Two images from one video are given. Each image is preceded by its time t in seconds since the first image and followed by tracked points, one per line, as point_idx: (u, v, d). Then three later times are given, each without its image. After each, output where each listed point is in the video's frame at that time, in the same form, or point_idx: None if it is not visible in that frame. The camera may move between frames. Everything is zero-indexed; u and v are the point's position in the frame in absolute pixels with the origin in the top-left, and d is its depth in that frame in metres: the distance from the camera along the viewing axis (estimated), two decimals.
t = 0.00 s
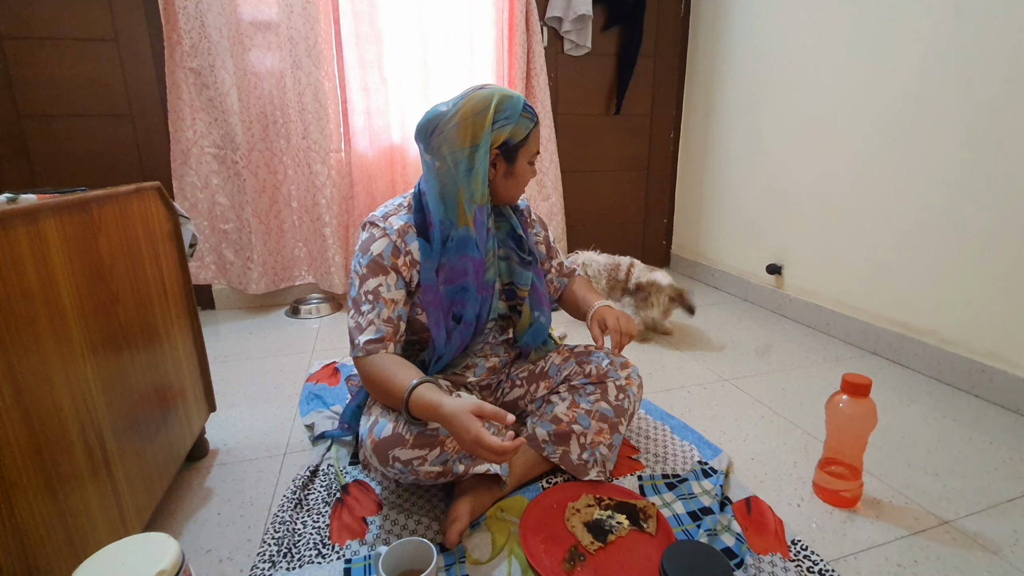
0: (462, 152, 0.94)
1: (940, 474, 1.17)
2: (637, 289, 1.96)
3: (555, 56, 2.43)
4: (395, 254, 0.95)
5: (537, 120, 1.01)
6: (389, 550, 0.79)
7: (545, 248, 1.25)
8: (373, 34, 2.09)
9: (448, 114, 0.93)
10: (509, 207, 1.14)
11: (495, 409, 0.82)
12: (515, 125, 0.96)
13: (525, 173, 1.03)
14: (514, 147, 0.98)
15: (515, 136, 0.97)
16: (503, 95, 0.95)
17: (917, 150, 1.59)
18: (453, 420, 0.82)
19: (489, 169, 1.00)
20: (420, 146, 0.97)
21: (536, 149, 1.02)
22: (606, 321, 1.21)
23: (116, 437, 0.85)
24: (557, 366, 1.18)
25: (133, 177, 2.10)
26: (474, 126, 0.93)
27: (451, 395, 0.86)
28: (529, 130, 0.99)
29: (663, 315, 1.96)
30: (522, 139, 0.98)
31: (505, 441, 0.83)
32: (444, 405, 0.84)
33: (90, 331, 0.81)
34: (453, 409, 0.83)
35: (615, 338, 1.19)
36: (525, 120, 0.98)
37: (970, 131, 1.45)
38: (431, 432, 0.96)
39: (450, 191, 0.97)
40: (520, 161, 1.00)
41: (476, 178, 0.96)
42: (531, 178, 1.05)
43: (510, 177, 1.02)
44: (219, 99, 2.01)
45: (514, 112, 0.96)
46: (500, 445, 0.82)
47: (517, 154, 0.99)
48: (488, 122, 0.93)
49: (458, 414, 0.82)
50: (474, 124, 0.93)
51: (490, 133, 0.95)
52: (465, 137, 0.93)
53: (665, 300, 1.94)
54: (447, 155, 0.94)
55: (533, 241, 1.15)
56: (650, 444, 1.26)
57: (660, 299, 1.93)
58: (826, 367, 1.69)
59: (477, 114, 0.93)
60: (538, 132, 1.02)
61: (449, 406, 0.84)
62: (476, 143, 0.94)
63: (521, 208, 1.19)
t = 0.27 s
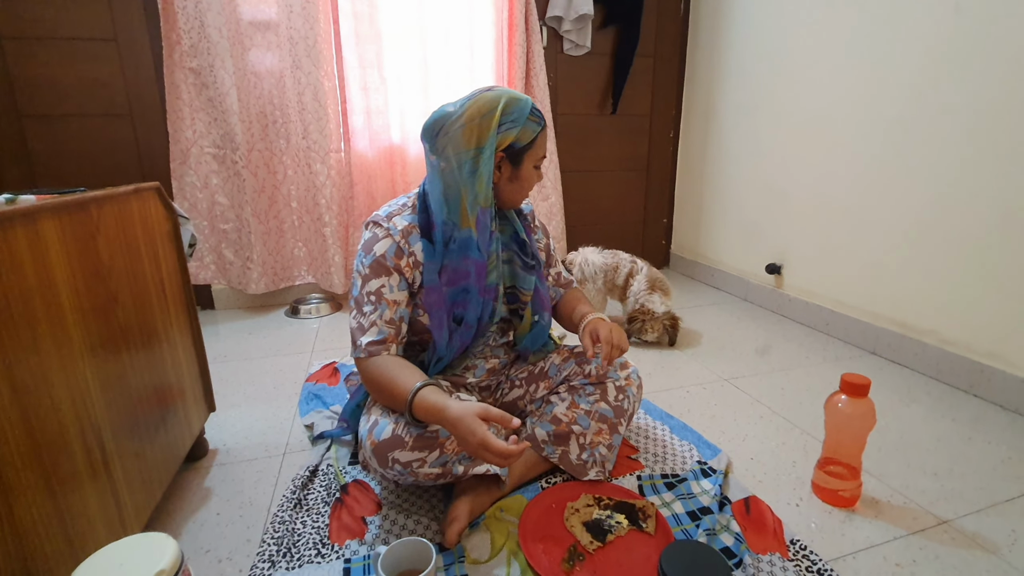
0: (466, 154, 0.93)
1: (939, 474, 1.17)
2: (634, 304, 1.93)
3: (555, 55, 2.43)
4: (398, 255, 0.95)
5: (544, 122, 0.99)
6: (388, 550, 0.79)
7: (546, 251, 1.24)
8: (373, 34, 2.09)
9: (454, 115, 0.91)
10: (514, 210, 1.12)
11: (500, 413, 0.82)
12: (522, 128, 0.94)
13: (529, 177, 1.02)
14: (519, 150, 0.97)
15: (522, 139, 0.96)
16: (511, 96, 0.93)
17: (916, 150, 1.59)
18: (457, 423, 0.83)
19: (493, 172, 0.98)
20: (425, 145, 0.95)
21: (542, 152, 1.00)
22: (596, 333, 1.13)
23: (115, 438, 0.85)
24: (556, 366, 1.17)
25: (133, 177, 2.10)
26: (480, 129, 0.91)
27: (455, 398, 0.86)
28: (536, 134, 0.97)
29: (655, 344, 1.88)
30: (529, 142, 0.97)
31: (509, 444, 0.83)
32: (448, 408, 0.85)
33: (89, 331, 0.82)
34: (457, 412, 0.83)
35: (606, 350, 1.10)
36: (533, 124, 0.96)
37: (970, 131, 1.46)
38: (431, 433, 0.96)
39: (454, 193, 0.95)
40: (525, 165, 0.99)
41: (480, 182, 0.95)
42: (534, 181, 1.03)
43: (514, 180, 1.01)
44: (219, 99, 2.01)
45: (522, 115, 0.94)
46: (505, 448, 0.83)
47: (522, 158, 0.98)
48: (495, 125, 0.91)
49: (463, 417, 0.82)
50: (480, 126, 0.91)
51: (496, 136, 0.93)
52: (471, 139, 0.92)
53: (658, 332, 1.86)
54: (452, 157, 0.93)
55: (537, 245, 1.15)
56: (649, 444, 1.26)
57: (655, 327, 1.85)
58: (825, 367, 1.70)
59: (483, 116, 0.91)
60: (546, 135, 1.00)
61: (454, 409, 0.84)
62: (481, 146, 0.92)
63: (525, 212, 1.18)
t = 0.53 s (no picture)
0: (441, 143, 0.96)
1: (939, 471, 1.17)
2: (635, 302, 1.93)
3: (555, 53, 2.43)
4: (403, 251, 0.96)
5: (524, 105, 0.94)
6: (389, 546, 0.79)
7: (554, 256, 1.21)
8: (373, 31, 2.09)
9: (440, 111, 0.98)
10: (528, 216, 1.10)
11: (502, 413, 0.84)
12: (486, 109, 0.93)
13: (505, 161, 0.94)
14: (486, 133, 0.93)
15: (486, 120, 0.93)
16: (483, 83, 0.94)
17: (917, 148, 1.59)
18: (461, 422, 0.83)
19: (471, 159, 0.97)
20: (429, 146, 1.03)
21: (518, 136, 0.94)
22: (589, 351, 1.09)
23: (117, 434, 0.86)
24: (557, 363, 1.16)
25: (134, 175, 2.10)
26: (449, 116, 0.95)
27: (458, 397, 0.87)
28: (505, 115, 0.93)
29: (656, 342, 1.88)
30: (496, 124, 0.93)
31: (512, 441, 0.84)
32: (451, 406, 0.85)
33: (90, 327, 0.82)
34: (461, 410, 0.84)
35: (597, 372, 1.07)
36: (501, 105, 0.93)
37: (970, 128, 1.46)
38: (431, 431, 0.96)
39: (434, 181, 0.97)
40: (496, 148, 0.94)
41: (449, 165, 0.95)
42: (513, 169, 0.95)
43: (488, 167, 0.96)
44: (219, 97, 2.01)
45: (487, 97, 0.93)
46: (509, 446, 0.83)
47: (493, 141, 0.93)
48: (459, 109, 0.94)
49: (466, 416, 0.83)
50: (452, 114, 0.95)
51: (462, 120, 0.94)
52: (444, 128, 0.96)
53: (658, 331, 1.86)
54: (432, 148, 0.98)
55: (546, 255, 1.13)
56: (650, 441, 1.26)
57: (657, 326, 1.85)
58: (825, 365, 1.70)
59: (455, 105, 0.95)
60: (523, 118, 0.94)
61: (457, 407, 0.84)
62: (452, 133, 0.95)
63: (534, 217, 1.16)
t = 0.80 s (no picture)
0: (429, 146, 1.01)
1: (938, 470, 1.18)
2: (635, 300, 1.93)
3: (555, 53, 2.43)
4: (405, 253, 0.96)
5: (490, 95, 0.93)
6: (389, 546, 0.79)
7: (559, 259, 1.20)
8: (372, 30, 2.09)
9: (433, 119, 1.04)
10: (536, 220, 1.09)
11: (505, 411, 0.84)
12: (455, 105, 0.95)
13: (473, 153, 0.94)
14: (457, 128, 0.95)
15: (455, 116, 0.94)
16: (458, 82, 0.97)
17: (916, 148, 1.59)
18: (461, 420, 0.83)
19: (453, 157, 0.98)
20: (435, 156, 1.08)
21: (488, 128, 0.92)
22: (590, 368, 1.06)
23: (117, 434, 0.86)
24: (558, 364, 1.16)
25: (133, 175, 2.10)
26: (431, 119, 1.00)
27: (459, 396, 0.87)
28: (471, 108, 0.93)
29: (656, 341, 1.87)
30: (464, 118, 0.93)
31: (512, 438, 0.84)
32: (452, 405, 0.85)
33: (90, 327, 0.82)
34: (462, 408, 0.84)
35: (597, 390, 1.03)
36: (468, 98, 0.93)
37: (969, 128, 1.46)
38: (431, 431, 0.96)
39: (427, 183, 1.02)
40: (465, 141, 0.94)
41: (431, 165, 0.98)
42: (483, 162, 0.93)
43: (464, 162, 0.96)
44: (219, 96, 2.01)
45: (456, 93, 0.95)
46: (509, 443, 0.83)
47: (463, 134, 0.94)
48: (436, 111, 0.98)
49: (467, 415, 0.83)
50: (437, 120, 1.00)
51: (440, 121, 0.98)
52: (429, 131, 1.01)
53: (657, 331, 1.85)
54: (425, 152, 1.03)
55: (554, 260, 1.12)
56: (649, 441, 1.26)
57: (657, 325, 1.84)
58: (825, 364, 1.70)
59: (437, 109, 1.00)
60: (491, 108, 0.92)
61: (456, 406, 0.85)
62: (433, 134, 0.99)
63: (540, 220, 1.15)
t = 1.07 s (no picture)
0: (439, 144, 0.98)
1: (937, 469, 1.17)
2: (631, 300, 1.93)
3: (553, 52, 2.42)
4: (400, 255, 0.95)
5: (516, 105, 0.93)
6: (386, 546, 0.79)
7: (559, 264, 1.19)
8: (370, 28, 2.08)
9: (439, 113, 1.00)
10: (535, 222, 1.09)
11: (504, 406, 0.84)
12: (478, 109, 0.93)
13: (498, 163, 0.94)
14: (478, 134, 0.93)
15: (478, 121, 0.93)
16: (476, 85, 0.95)
17: (916, 147, 1.59)
18: (462, 416, 0.83)
19: (468, 161, 0.97)
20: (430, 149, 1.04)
21: (513, 137, 0.93)
22: (591, 389, 1.04)
23: (113, 435, 0.85)
24: (556, 365, 1.16)
25: (131, 174, 2.09)
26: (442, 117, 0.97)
27: (457, 393, 0.87)
28: (497, 115, 0.92)
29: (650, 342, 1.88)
30: (489, 124, 0.93)
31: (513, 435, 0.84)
32: (450, 401, 0.85)
33: (85, 328, 0.81)
34: (461, 405, 0.84)
35: (600, 412, 1.01)
36: (493, 105, 0.93)
37: (968, 126, 1.45)
38: (428, 432, 0.96)
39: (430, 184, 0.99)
40: (489, 150, 0.94)
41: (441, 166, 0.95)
42: (507, 170, 0.94)
43: (483, 168, 0.95)
44: (216, 95, 2.00)
45: (479, 97, 0.93)
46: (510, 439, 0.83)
47: (485, 142, 0.94)
48: (453, 110, 0.95)
49: (467, 411, 0.83)
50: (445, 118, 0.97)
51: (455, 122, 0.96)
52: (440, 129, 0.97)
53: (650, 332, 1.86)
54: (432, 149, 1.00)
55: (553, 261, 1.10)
56: (647, 440, 1.26)
57: (652, 325, 1.85)
58: (823, 363, 1.70)
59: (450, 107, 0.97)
60: (517, 117, 0.93)
61: (456, 403, 0.85)
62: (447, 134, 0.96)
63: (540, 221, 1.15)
